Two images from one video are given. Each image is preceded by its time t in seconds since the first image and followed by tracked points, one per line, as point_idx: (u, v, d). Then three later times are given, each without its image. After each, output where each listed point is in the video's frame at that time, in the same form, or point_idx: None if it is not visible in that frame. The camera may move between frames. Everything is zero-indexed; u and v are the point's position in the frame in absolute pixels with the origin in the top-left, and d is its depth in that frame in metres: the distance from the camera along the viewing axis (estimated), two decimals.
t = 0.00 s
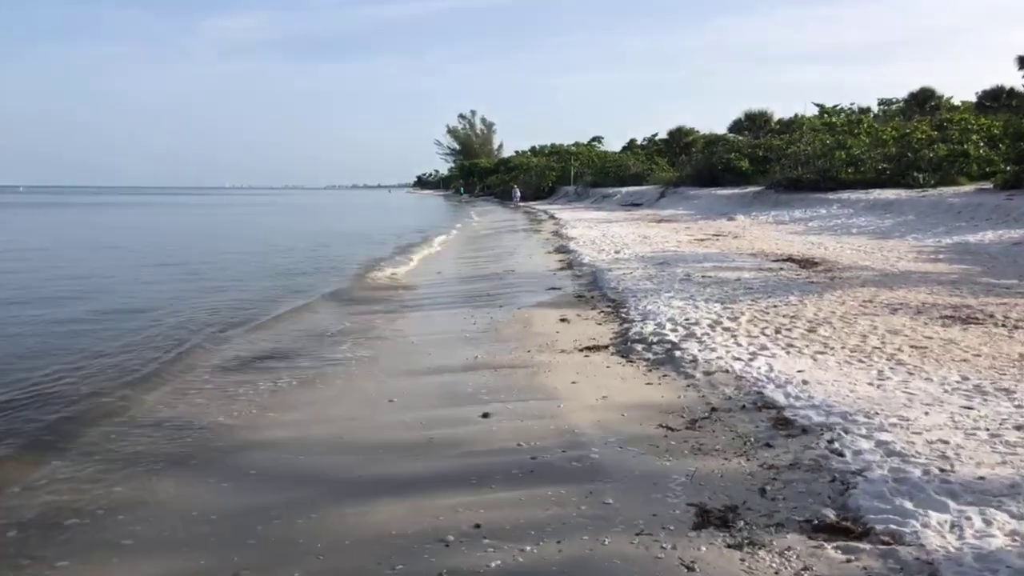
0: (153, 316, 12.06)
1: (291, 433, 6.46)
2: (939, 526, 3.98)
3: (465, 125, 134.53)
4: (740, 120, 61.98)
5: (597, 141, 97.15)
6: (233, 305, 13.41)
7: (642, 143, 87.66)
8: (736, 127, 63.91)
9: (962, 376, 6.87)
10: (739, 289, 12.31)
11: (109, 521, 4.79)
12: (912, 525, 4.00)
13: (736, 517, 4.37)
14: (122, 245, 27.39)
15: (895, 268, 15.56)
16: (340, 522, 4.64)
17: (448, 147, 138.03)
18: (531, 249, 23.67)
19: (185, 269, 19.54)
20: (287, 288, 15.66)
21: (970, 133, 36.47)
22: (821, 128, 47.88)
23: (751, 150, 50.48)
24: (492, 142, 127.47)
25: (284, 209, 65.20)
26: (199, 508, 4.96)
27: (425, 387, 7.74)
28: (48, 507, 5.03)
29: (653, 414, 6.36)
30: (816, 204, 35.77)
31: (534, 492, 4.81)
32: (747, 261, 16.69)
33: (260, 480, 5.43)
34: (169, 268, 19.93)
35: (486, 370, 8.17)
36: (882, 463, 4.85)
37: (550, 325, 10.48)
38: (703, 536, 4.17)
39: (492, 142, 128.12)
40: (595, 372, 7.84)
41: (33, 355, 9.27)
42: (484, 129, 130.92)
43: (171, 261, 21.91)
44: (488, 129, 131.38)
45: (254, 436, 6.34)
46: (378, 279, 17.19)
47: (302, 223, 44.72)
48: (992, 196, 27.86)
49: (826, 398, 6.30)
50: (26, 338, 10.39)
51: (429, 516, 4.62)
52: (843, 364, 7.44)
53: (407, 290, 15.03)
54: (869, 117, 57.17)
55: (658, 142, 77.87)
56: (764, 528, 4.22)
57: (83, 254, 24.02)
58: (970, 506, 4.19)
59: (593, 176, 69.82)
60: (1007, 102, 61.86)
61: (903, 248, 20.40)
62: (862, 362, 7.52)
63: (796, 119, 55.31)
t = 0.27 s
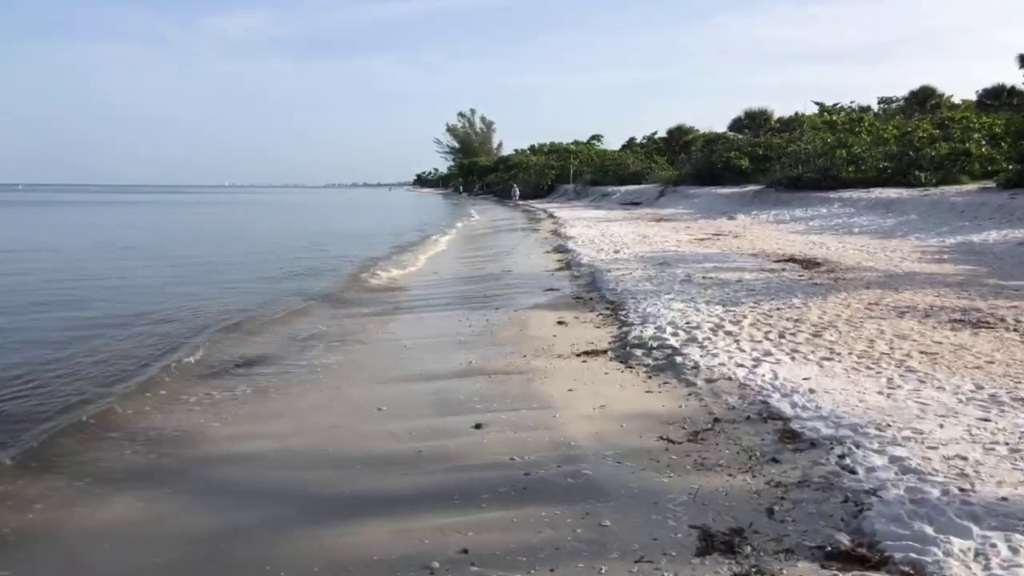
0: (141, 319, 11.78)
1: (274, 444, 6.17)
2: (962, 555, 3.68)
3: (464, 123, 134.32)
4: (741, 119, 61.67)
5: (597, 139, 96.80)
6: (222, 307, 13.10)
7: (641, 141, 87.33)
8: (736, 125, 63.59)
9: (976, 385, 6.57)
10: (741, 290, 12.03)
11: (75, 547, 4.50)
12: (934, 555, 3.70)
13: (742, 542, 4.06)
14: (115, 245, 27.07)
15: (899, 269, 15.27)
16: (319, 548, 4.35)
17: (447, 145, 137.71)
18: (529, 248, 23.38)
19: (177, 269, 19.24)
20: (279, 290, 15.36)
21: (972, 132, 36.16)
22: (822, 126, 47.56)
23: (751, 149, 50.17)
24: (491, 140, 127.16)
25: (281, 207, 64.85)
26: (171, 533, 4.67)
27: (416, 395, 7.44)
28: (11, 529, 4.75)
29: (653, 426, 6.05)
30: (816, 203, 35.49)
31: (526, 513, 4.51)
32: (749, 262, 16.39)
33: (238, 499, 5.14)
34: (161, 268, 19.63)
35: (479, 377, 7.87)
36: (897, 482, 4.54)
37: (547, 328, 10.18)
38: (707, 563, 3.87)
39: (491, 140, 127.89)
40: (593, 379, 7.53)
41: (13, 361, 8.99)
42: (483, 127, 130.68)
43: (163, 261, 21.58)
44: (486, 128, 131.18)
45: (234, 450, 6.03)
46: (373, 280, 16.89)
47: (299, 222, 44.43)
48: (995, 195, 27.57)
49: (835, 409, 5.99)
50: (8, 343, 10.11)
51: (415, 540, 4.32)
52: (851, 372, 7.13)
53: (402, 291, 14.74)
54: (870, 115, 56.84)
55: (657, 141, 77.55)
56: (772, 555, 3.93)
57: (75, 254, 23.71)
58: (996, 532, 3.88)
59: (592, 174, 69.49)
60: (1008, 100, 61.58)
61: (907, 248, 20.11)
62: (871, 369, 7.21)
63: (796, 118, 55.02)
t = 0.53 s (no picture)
0: (128, 312, 11.48)
1: (260, 447, 5.88)
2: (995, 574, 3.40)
3: (462, 115, 133.78)
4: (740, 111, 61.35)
5: (595, 131, 96.38)
6: (213, 301, 12.78)
7: (639, 134, 86.96)
8: (736, 118, 63.27)
9: (994, 385, 6.29)
10: (744, 285, 11.76)
11: (40, 561, 4.22)
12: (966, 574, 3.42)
13: (757, 557, 3.78)
14: (107, 237, 26.71)
15: (903, 264, 15.01)
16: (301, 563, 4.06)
17: (445, 138, 137.17)
18: (527, 241, 23.09)
19: (169, 262, 18.90)
20: (271, 283, 15.07)
21: (973, 125, 35.87)
22: (822, 119, 47.25)
23: (751, 142, 49.87)
24: (489, 132, 126.66)
25: (278, 200, 64.41)
26: (144, 544, 4.39)
27: (409, 393, 7.15)
28: None
29: (657, 428, 5.77)
30: (817, 196, 35.23)
31: (523, 523, 4.23)
32: (751, 256, 16.11)
33: (219, 506, 4.85)
34: (152, 261, 19.29)
35: (476, 375, 7.58)
36: (920, 491, 4.26)
37: (545, 323, 9.90)
38: None
39: (489, 133, 127.37)
40: (592, 377, 7.25)
41: None
42: (480, 120, 130.12)
43: (155, 254, 21.25)
44: (484, 120, 130.63)
45: (217, 453, 5.75)
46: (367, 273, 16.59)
47: (294, 214, 44.04)
48: (997, 188, 27.33)
49: (847, 411, 5.72)
50: None
51: (405, 554, 4.03)
52: (861, 371, 6.85)
53: (397, 285, 14.44)
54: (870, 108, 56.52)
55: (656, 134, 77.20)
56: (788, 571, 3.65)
57: (67, 246, 23.37)
58: None
59: (590, 167, 69.14)
60: (1008, 93, 61.30)
61: (909, 242, 19.85)
62: (882, 368, 6.94)
63: (796, 111, 54.71)
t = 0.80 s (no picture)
0: (106, 300, 11.15)
1: (237, 443, 5.59)
2: None
3: (450, 95, 132.63)
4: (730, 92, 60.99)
5: (583, 111, 95.75)
6: (193, 287, 12.45)
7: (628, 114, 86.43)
8: (725, 98, 62.93)
9: (999, 375, 6.08)
10: (737, 268, 11.53)
11: None
12: None
13: (762, 564, 3.55)
14: (87, 220, 26.18)
15: (897, 246, 14.83)
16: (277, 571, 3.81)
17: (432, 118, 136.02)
18: (516, 223, 22.79)
19: (150, 247, 18.48)
20: (254, 268, 14.73)
21: (963, 105, 35.70)
22: (812, 100, 46.99)
23: (740, 122, 49.58)
24: (477, 112, 125.65)
25: (263, 181, 63.66)
26: (110, 552, 4.12)
27: (394, 384, 6.88)
28: None
29: (653, 421, 5.53)
30: (806, 177, 35.06)
31: (514, 529, 3.98)
32: (742, 238, 15.88)
33: (193, 508, 4.58)
34: (132, 245, 18.87)
35: (463, 364, 7.30)
36: (931, 491, 4.04)
37: (535, 309, 9.64)
38: None
39: (477, 113, 126.36)
40: (584, 366, 7.00)
41: None
42: (468, 99, 129.00)
43: (135, 238, 20.81)
44: (472, 100, 129.54)
45: (193, 450, 5.48)
46: (353, 257, 16.26)
47: (280, 196, 43.46)
48: (988, 169, 27.22)
49: (850, 402, 5.49)
50: None
51: (387, 561, 3.78)
52: (862, 359, 6.63)
53: (383, 269, 14.13)
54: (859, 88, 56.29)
55: (645, 114, 76.72)
56: None
57: (46, 230, 22.89)
58: None
59: (579, 147, 68.68)
60: (997, 74, 61.22)
61: (901, 223, 19.69)
62: (883, 356, 6.72)
63: (786, 91, 54.42)
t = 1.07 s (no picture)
0: (77, 286, 10.79)
1: (204, 437, 5.31)
2: None
3: (434, 74, 131.31)
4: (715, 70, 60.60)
5: (568, 90, 95.05)
6: (168, 271, 12.09)
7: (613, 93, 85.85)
8: (710, 77, 62.55)
9: (997, 359, 5.89)
10: (726, 249, 11.31)
11: None
12: None
13: (760, 569, 3.33)
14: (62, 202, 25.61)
15: (885, 226, 14.67)
16: None
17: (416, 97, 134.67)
18: (500, 204, 22.48)
19: (125, 230, 18.03)
20: (232, 251, 14.36)
21: (949, 83, 35.56)
22: (797, 78, 46.72)
23: (725, 101, 49.29)
24: (461, 91, 124.49)
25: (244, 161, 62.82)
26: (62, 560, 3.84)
27: (373, 372, 6.61)
28: None
29: (642, 411, 5.28)
30: (792, 156, 34.90)
31: (495, 531, 3.74)
32: (730, 218, 15.64)
33: (154, 510, 4.31)
34: (107, 228, 18.40)
35: (444, 351, 7.02)
36: (936, 487, 3.83)
37: (519, 292, 9.38)
38: None
39: (461, 92, 125.20)
40: (570, 352, 6.75)
41: None
42: (452, 78, 127.74)
43: (111, 220, 20.33)
44: (456, 79, 128.28)
45: (159, 445, 5.20)
46: (333, 239, 15.91)
47: (261, 176, 42.80)
48: (972, 148, 27.13)
49: (847, 390, 5.26)
50: None
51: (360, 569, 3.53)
52: (856, 343, 6.42)
53: (363, 252, 13.81)
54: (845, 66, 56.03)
55: (630, 93, 76.20)
56: None
57: (18, 213, 22.34)
58: None
59: (564, 127, 68.18)
60: (981, 52, 61.14)
61: (888, 202, 19.55)
62: (877, 340, 6.51)
63: (771, 70, 54.11)
